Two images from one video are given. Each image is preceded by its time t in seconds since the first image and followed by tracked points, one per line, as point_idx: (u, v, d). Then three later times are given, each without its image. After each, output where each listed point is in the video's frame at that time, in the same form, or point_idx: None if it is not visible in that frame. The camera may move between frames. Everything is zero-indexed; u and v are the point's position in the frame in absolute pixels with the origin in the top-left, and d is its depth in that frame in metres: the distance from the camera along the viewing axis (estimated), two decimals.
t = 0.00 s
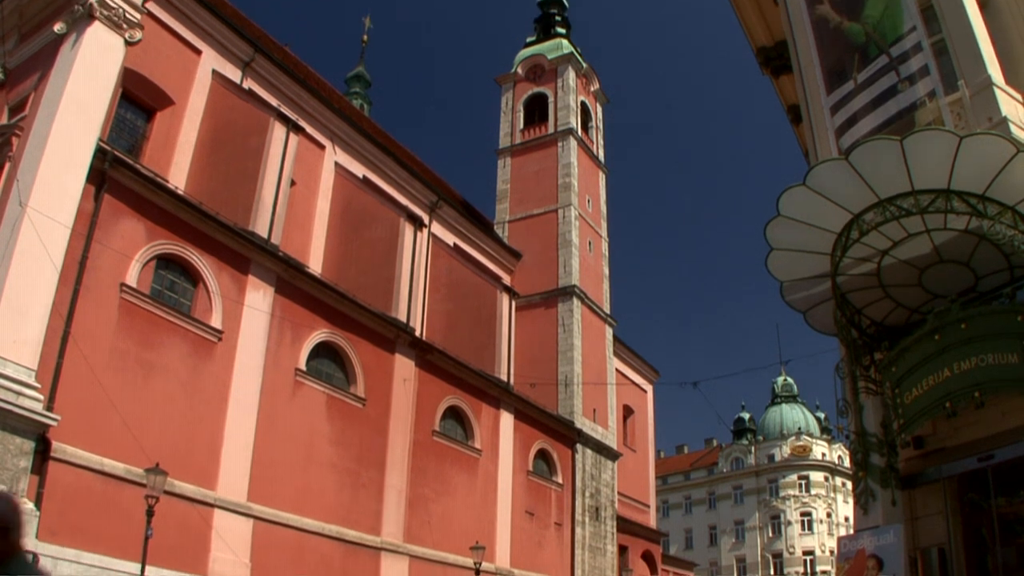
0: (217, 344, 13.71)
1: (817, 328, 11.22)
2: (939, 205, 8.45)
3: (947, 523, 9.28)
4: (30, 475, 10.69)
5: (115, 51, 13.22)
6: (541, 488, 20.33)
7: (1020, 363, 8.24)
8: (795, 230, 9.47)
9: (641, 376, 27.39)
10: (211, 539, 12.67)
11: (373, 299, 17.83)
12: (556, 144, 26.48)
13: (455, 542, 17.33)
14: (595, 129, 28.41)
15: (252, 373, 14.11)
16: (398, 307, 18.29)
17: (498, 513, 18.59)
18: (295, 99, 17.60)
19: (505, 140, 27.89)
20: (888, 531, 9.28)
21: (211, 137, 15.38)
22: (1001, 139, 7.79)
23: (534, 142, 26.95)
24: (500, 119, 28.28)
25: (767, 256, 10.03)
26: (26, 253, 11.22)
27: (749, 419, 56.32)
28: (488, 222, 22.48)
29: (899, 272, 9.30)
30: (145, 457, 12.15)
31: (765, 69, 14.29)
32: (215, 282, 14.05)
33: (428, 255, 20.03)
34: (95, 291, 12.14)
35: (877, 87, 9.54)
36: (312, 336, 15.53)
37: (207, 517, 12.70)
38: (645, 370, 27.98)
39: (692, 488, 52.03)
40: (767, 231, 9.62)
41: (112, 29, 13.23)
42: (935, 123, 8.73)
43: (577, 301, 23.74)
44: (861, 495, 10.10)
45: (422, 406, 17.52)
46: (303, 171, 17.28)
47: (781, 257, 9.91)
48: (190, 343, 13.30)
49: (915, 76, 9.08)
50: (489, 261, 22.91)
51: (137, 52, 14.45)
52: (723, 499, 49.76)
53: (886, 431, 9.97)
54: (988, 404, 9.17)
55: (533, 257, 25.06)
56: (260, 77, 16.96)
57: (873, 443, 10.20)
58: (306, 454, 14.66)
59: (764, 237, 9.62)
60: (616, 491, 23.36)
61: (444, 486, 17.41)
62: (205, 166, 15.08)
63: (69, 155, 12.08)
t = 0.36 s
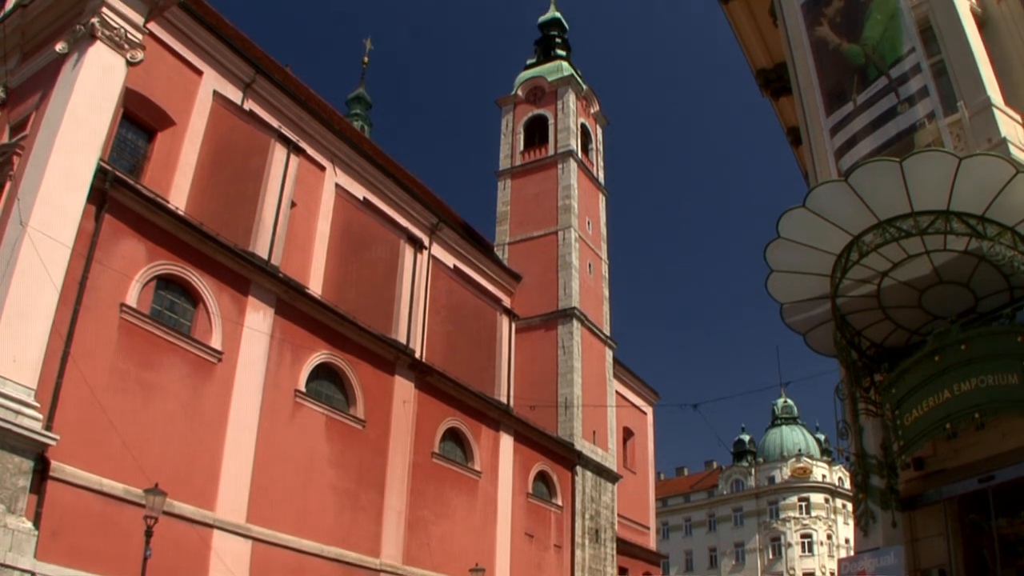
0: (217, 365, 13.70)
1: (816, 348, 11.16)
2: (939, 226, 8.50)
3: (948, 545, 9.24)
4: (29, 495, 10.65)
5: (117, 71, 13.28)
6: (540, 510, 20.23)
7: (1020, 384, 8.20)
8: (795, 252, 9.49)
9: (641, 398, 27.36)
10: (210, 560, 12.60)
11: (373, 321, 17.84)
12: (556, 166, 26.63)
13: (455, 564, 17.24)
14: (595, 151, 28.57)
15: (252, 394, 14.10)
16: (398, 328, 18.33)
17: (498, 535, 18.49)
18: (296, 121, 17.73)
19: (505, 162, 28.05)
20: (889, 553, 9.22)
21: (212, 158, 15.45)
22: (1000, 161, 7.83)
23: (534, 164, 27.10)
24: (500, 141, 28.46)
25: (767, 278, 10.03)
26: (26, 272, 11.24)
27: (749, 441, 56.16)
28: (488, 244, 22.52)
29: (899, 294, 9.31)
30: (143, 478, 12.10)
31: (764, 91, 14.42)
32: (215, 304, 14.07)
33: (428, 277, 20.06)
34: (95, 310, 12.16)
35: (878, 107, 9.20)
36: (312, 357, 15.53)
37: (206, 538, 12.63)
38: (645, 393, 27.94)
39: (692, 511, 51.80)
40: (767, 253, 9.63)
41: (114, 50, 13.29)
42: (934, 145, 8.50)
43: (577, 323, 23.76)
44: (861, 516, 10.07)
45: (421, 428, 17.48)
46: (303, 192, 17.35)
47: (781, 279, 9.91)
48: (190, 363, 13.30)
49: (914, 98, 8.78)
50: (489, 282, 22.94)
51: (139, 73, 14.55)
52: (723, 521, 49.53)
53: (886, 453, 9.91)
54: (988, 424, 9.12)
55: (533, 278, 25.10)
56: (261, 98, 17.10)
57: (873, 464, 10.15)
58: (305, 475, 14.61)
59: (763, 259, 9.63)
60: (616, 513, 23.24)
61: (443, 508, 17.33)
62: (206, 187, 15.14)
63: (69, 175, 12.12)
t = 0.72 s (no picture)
0: (215, 386, 13.67)
1: (813, 368, 10.71)
2: (939, 247, 8.22)
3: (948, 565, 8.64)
4: (27, 514, 10.61)
5: (118, 90, 13.37)
6: (540, 532, 20.12)
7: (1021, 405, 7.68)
8: (794, 273, 9.21)
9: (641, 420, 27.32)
10: None
11: (374, 342, 17.86)
12: (556, 188, 26.78)
13: None
14: (595, 173, 28.72)
15: (252, 415, 14.09)
16: (398, 350, 18.36)
17: (497, 557, 18.39)
18: (296, 141, 17.81)
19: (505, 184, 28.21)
20: None
21: (212, 178, 15.51)
22: (1000, 181, 7.56)
23: (534, 186, 27.25)
24: (500, 163, 28.65)
25: (766, 301, 9.74)
26: (26, 291, 11.26)
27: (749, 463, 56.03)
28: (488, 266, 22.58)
29: (899, 315, 8.94)
30: (142, 498, 12.04)
31: (762, 112, 14.55)
32: (215, 324, 14.09)
33: (428, 301, 20.06)
34: (94, 330, 12.16)
35: (878, 128, 9.17)
36: (311, 379, 15.51)
37: (204, 559, 12.56)
38: (645, 415, 27.89)
39: (692, 532, 51.54)
40: (766, 275, 9.35)
41: (115, 69, 13.38)
42: (933, 166, 8.38)
43: (577, 345, 23.77)
44: (862, 538, 9.59)
45: (421, 449, 17.43)
46: (303, 213, 17.41)
47: (780, 301, 9.62)
48: (190, 384, 13.28)
49: (914, 118, 8.75)
50: (489, 304, 22.97)
51: (140, 93, 14.64)
52: (723, 543, 49.33)
53: (887, 473, 9.37)
54: (989, 444, 8.55)
55: (533, 300, 25.14)
56: (262, 119, 17.19)
57: (874, 486, 9.71)
58: (304, 496, 14.54)
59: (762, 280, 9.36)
60: (615, 536, 23.11)
61: (442, 530, 17.25)
62: (206, 207, 15.19)
63: (69, 194, 12.15)
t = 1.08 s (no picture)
0: (214, 409, 13.65)
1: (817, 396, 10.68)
2: (938, 270, 8.23)
3: None
4: (25, 535, 10.55)
5: (119, 112, 13.45)
6: (539, 556, 19.99)
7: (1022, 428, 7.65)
8: (794, 296, 9.23)
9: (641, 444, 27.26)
10: None
11: (374, 366, 17.85)
12: (556, 212, 26.92)
13: None
14: (595, 198, 28.87)
15: (251, 437, 14.06)
16: (398, 373, 18.38)
17: None
18: (297, 164, 17.90)
19: (505, 208, 28.37)
20: None
21: (212, 201, 15.58)
22: (999, 205, 7.59)
23: (534, 210, 27.41)
24: (501, 187, 28.83)
25: (766, 325, 9.75)
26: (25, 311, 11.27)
27: (749, 486, 55.84)
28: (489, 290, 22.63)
29: (899, 339, 8.94)
30: (140, 519, 11.98)
31: (762, 136, 14.67)
32: (215, 346, 14.10)
33: (427, 326, 20.02)
34: (94, 351, 12.17)
35: (878, 152, 9.24)
36: (310, 402, 15.48)
37: None
38: (645, 439, 27.81)
39: (693, 556, 51.46)
40: (766, 298, 9.37)
41: (116, 91, 13.48)
42: (933, 189, 8.42)
43: (576, 369, 23.76)
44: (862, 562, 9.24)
45: (420, 473, 17.37)
46: (303, 236, 17.47)
47: (781, 325, 9.62)
48: (189, 406, 13.26)
49: (913, 141, 8.82)
50: (489, 328, 23.00)
51: (142, 115, 14.73)
52: (723, 567, 49.10)
53: (886, 497, 9.23)
54: (989, 467, 8.49)
55: (533, 324, 25.17)
56: (262, 142, 17.27)
57: (874, 509, 9.41)
58: (302, 519, 14.48)
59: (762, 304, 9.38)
60: (615, 560, 22.94)
61: (441, 554, 17.16)
62: (206, 229, 15.24)
63: (70, 215, 12.19)
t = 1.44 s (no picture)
0: (214, 433, 13.63)
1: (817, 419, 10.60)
2: (937, 294, 8.24)
3: None
4: (23, 557, 10.48)
5: (119, 134, 13.53)
6: None
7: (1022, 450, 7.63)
8: (794, 321, 9.23)
9: (641, 470, 27.20)
10: None
11: (373, 390, 17.84)
12: (556, 237, 27.04)
13: None
14: (595, 223, 29.01)
15: (251, 460, 14.04)
16: (397, 397, 18.36)
17: None
18: (297, 188, 17.99)
19: (505, 233, 28.51)
20: None
21: (212, 224, 15.65)
22: (998, 228, 7.64)
23: (534, 235, 27.53)
24: (501, 212, 28.99)
25: (765, 350, 9.75)
26: (25, 332, 11.26)
27: (750, 510, 55.77)
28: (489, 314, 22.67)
29: (898, 363, 8.93)
30: (138, 542, 11.92)
31: (761, 160, 14.79)
32: (215, 369, 14.11)
33: (425, 349, 19.97)
34: (93, 374, 12.16)
35: (877, 176, 9.32)
36: (309, 426, 15.44)
37: None
38: (645, 464, 27.72)
39: None
40: (765, 322, 9.37)
41: (118, 113, 13.57)
42: (932, 213, 8.48)
43: (576, 394, 23.74)
44: None
45: (419, 498, 17.30)
46: (303, 260, 17.52)
47: (780, 349, 9.62)
48: (188, 430, 13.24)
49: (912, 165, 8.91)
50: (489, 353, 23.01)
51: (143, 138, 14.82)
52: None
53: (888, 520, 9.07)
54: (990, 490, 8.46)
55: (532, 348, 25.19)
56: (262, 165, 17.36)
57: (874, 534, 9.25)
58: (301, 544, 14.42)
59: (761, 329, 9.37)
60: None
61: None
62: (206, 253, 15.29)
63: (70, 238, 12.23)
